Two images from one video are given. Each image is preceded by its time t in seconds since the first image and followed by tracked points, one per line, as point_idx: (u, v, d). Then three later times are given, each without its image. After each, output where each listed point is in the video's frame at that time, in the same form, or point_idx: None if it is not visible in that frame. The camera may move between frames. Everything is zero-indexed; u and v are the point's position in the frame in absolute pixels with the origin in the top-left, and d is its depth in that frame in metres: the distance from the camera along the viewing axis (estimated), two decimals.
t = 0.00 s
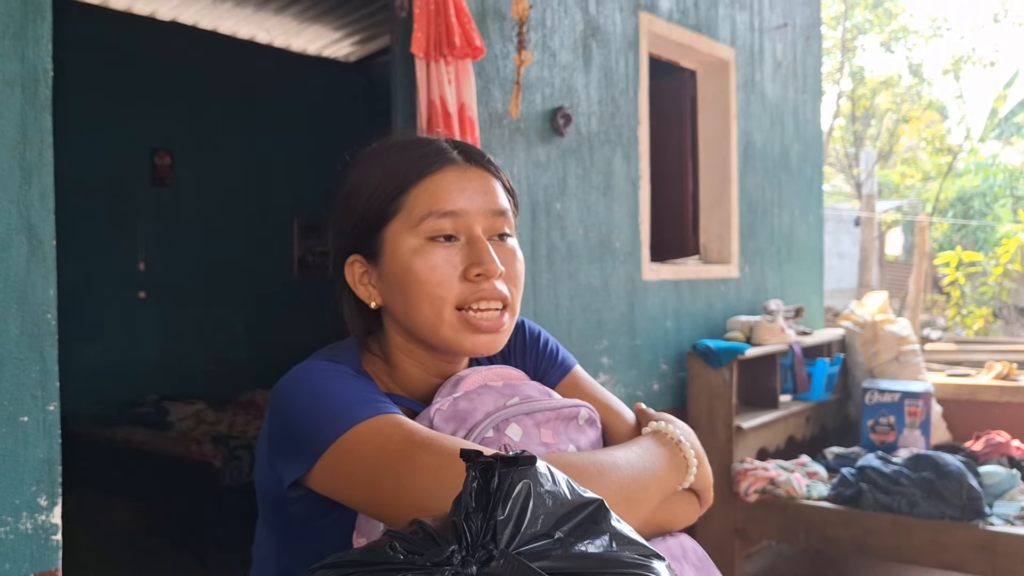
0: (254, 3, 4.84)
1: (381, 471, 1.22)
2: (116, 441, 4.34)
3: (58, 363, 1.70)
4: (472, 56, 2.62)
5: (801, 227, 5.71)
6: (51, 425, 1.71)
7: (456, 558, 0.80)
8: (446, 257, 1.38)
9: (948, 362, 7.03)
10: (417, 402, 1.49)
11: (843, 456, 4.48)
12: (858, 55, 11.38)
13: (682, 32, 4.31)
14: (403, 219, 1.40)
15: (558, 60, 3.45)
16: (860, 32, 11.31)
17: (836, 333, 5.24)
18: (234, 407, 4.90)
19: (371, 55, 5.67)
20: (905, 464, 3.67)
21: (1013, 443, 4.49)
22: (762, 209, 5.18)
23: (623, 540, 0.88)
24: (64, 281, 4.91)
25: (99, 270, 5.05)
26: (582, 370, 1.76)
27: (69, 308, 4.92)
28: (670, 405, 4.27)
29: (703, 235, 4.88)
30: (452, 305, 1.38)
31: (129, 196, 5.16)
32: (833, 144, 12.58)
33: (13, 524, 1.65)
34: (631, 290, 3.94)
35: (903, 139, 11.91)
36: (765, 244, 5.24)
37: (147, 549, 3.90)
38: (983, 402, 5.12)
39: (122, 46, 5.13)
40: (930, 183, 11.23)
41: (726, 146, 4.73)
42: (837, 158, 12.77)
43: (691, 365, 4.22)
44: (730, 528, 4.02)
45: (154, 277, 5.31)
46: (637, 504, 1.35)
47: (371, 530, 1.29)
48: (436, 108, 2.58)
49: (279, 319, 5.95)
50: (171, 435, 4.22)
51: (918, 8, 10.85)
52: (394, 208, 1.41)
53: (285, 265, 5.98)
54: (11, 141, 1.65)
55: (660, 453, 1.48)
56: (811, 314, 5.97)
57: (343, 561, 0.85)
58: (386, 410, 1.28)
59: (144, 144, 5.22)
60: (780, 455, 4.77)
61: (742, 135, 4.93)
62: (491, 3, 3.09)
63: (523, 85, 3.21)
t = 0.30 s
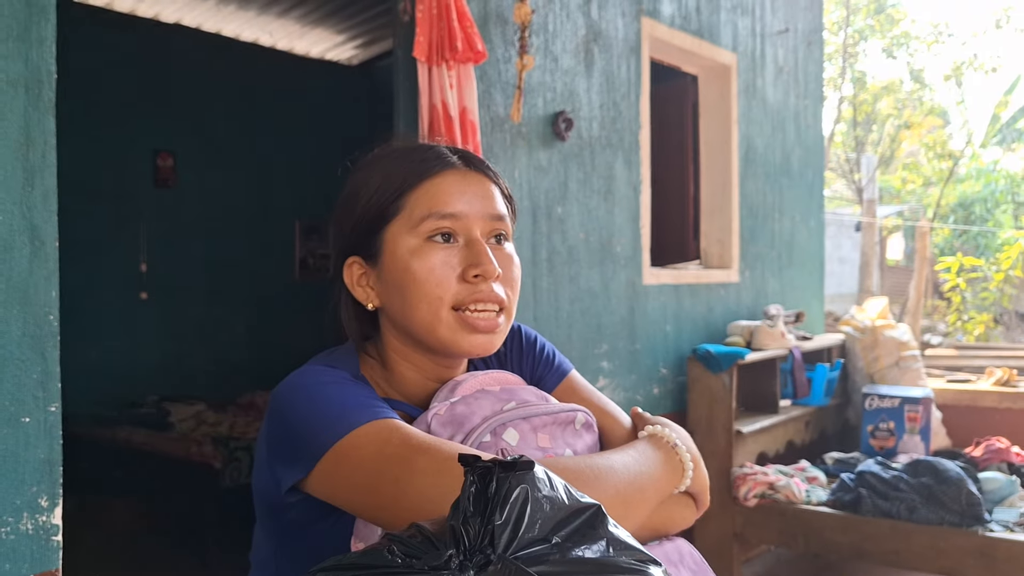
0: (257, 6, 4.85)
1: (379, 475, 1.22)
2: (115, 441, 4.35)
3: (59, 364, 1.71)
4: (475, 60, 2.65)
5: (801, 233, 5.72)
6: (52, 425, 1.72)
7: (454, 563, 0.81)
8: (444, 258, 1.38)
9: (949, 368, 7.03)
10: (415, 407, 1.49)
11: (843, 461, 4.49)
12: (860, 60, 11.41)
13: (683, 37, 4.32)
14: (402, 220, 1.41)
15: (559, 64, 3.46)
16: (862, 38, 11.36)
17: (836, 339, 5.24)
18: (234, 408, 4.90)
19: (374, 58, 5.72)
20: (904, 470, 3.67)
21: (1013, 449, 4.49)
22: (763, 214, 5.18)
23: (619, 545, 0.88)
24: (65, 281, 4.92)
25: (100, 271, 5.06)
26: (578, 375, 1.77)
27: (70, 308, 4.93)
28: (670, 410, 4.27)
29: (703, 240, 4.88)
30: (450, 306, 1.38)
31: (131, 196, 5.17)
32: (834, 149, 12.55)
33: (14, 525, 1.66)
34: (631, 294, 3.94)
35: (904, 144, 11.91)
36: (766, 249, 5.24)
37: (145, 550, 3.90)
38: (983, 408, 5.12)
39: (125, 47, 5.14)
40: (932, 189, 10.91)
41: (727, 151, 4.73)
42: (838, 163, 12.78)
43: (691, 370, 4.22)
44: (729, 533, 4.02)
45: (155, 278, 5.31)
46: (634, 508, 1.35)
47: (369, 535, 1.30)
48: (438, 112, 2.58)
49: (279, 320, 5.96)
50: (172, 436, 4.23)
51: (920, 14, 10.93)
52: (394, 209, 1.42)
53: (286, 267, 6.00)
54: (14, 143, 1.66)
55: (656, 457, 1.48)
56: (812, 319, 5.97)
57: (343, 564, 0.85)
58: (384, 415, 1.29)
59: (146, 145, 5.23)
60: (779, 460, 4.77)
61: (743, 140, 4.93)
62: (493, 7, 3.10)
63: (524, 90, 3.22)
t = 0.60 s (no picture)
0: (260, 8, 4.86)
1: (377, 480, 1.22)
2: (117, 443, 4.36)
3: (61, 365, 1.71)
4: (477, 63, 2.65)
5: (804, 237, 5.71)
6: (53, 426, 1.72)
7: (452, 567, 0.80)
8: (447, 261, 1.38)
9: (952, 373, 7.02)
10: (415, 411, 1.49)
11: (845, 466, 4.47)
12: (864, 64, 11.35)
13: (687, 41, 4.32)
14: (405, 221, 1.41)
15: (562, 68, 3.46)
16: (866, 42, 11.34)
17: (839, 343, 5.23)
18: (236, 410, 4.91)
19: (378, 60, 5.75)
20: (906, 475, 3.67)
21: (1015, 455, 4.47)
22: (766, 218, 5.17)
23: (618, 550, 0.88)
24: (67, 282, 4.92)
25: (103, 273, 5.06)
26: (577, 379, 1.76)
27: (72, 309, 4.93)
28: (672, 413, 4.26)
29: (706, 243, 4.88)
30: (451, 309, 1.38)
31: (134, 198, 5.18)
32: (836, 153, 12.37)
33: (14, 526, 1.65)
34: (633, 297, 3.94)
35: (908, 148, 11.90)
36: (769, 253, 5.24)
37: (145, 552, 3.89)
38: (986, 414, 5.10)
39: (129, 49, 5.15)
40: (935, 193, 11.05)
41: (730, 155, 4.73)
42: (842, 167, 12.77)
43: (693, 374, 4.21)
44: (731, 537, 4.01)
45: (158, 280, 5.32)
46: (634, 514, 1.35)
47: (367, 539, 1.29)
48: (440, 115, 2.59)
49: (282, 323, 5.96)
50: (173, 437, 4.20)
51: (924, 19, 10.94)
52: (398, 210, 1.41)
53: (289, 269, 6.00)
54: (17, 145, 1.66)
55: (656, 463, 1.47)
56: (814, 323, 5.96)
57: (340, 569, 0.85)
58: (384, 420, 1.29)
59: (150, 147, 5.24)
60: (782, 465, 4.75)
61: (746, 144, 4.93)
62: (496, 10, 3.10)
63: (527, 93, 3.22)
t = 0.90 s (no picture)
0: (265, 11, 4.88)
1: (382, 485, 1.22)
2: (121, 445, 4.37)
3: (65, 368, 1.72)
4: (482, 67, 2.66)
5: (807, 241, 5.71)
6: (57, 428, 1.72)
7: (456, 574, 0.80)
8: (456, 264, 1.38)
9: (955, 378, 7.01)
10: (420, 415, 1.49)
11: (847, 471, 4.47)
12: (867, 68, 11.46)
13: (690, 45, 4.32)
14: (414, 225, 1.41)
15: (566, 72, 3.46)
16: (870, 46, 11.42)
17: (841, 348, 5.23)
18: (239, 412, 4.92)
19: (382, 63, 5.78)
20: (909, 481, 3.67)
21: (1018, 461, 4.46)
22: (769, 223, 5.18)
23: (620, 557, 0.88)
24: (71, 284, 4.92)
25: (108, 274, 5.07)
26: (585, 384, 1.75)
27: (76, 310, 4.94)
28: (674, 418, 4.26)
29: (709, 248, 4.87)
30: (460, 313, 1.38)
31: (139, 200, 5.19)
32: (840, 158, 12.64)
33: (18, 528, 1.66)
34: (637, 301, 3.94)
35: (911, 153, 11.89)
36: (772, 257, 5.24)
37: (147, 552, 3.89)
38: (989, 419, 5.09)
39: (134, 51, 5.16)
40: (939, 198, 11.16)
41: (733, 159, 4.74)
42: (845, 171, 12.76)
43: (696, 378, 4.21)
44: (733, 542, 4.01)
45: (162, 282, 5.32)
46: (638, 524, 1.35)
47: (370, 542, 1.30)
48: (444, 118, 2.60)
49: (285, 326, 5.97)
50: (177, 439, 4.15)
51: (927, 23, 10.93)
52: (406, 213, 1.41)
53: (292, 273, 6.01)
54: (23, 147, 1.67)
55: (661, 473, 1.47)
56: (817, 328, 5.96)
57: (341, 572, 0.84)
58: (390, 424, 1.29)
59: (154, 149, 5.25)
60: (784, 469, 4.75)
61: (750, 149, 4.93)
62: (500, 15, 3.11)
63: (531, 97, 3.22)
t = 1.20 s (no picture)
0: (271, 14, 4.90)
1: (381, 489, 1.22)
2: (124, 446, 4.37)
3: (69, 370, 1.72)
4: (486, 71, 2.65)
5: (811, 246, 5.70)
6: (60, 430, 1.72)
7: None
8: (462, 268, 1.38)
9: (958, 384, 6.99)
10: (421, 419, 1.50)
11: (850, 476, 4.46)
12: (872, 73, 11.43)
13: (694, 50, 4.32)
14: (422, 226, 1.41)
15: (570, 76, 3.47)
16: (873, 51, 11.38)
17: (844, 353, 5.23)
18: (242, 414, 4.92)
19: (387, 65, 5.81)
20: (912, 486, 3.67)
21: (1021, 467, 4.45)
22: (772, 227, 5.17)
23: (619, 563, 0.87)
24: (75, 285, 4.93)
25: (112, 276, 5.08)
26: (588, 388, 1.75)
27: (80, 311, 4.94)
28: (677, 422, 4.25)
29: (712, 252, 4.87)
30: (463, 317, 1.38)
31: (144, 201, 5.20)
32: (844, 162, 12.53)
33: (20, 529, 1.66)
34: (640, 305, 3.94)
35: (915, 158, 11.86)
36: (775, 262, 5.23)
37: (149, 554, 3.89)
38: (992, 425, 5.08)
39: (139, 54, 5.17)
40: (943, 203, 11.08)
41: (736, 164, 4.74)
42: (848, 176, 12.73)
43: (699, 382, 4.20)
44: (736, 546, 3.98)
45: (166, 284, 5.32)
46: (638, 531, 1.34)
47: (370, 546, 1.29)
48: (448, 122, 2.60)
49: (288, 328, 5.97)
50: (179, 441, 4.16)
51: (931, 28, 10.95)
52: (415, 214, 1.41)
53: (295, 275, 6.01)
54: (28, 150, 1.67)
55: (662, 480, 1.47)
56: (820, 332, 5.95)
57: None
58: (389, 428, 1.29)
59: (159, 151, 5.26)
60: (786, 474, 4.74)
61: (753, 153, 4.93)
62: (504, 19, 3.11)
63: (535, 101, 3.23)
